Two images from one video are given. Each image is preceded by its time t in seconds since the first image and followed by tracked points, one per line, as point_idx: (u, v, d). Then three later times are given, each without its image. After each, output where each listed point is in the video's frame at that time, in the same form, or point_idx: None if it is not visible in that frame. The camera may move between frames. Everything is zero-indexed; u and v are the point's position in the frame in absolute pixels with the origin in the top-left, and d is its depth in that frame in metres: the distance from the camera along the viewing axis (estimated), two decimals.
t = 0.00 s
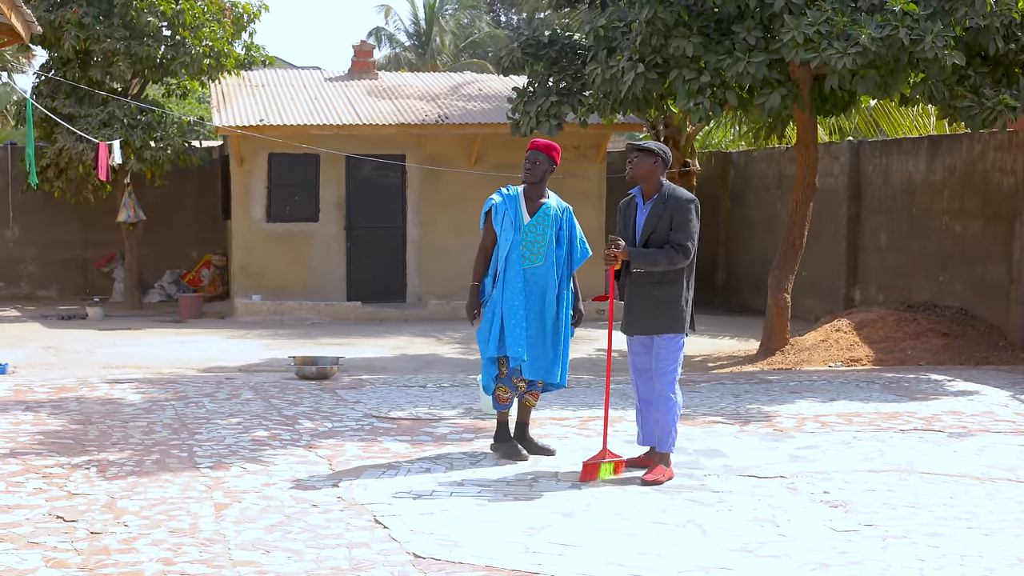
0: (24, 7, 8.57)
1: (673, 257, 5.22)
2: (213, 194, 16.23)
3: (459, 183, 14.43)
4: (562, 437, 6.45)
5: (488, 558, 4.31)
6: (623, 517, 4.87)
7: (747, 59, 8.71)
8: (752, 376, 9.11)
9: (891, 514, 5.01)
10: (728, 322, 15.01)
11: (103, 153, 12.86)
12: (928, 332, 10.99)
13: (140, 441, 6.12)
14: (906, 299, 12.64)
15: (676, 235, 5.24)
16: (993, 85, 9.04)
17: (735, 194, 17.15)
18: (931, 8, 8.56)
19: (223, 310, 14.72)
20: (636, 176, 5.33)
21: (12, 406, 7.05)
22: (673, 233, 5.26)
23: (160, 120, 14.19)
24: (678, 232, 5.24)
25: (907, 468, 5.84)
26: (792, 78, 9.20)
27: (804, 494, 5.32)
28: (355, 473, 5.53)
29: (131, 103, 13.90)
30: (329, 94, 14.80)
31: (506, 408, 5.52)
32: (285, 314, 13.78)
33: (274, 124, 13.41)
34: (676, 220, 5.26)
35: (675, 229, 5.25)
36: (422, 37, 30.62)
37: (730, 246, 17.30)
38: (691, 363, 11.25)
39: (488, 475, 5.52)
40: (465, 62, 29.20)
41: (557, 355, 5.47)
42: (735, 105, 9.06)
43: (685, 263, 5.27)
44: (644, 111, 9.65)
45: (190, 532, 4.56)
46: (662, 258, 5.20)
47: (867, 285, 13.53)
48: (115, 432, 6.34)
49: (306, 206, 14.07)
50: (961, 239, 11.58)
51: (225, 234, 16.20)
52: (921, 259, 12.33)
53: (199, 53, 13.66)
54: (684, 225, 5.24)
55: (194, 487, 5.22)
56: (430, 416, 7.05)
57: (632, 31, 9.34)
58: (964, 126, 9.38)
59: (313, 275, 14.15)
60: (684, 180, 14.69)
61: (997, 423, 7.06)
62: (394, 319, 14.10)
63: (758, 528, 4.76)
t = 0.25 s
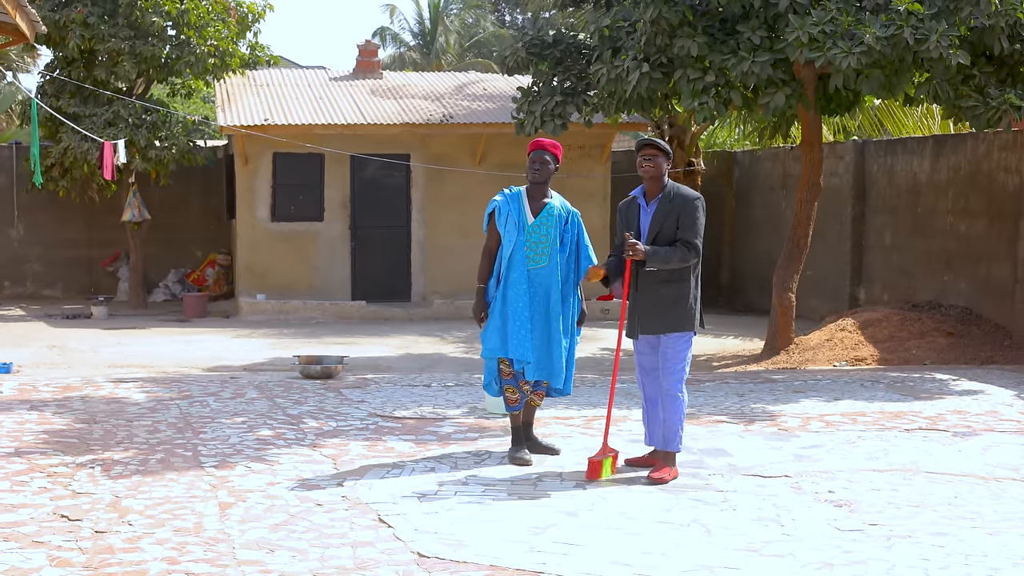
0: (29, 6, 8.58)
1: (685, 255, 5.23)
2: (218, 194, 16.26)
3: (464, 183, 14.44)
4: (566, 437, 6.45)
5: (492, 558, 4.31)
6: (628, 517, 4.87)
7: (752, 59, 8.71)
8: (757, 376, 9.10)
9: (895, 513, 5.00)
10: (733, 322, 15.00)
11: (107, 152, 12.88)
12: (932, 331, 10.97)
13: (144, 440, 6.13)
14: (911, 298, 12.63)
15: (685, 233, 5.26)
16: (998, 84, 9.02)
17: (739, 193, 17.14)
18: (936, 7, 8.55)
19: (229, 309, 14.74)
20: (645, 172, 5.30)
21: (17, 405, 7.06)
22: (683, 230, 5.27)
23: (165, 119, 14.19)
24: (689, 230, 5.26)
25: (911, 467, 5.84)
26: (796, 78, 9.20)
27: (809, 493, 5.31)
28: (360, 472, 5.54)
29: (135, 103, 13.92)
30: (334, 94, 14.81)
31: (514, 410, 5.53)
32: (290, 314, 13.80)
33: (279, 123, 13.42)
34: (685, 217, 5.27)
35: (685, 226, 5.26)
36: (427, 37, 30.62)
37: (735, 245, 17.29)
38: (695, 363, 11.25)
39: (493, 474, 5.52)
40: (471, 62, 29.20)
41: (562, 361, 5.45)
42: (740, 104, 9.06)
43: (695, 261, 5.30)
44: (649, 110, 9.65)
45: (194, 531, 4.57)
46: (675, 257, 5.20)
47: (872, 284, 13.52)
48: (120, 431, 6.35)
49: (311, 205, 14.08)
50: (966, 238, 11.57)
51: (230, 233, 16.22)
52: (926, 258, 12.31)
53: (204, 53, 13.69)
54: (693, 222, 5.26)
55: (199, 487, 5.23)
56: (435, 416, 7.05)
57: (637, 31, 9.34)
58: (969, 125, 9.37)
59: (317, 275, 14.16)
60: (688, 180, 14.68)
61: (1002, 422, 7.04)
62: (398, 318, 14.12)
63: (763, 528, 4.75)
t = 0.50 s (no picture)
0: (37, 8, 8.59)
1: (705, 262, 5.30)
2: (225, 195, 16.29)
3: (471, 184, 14.44)
4: (573, 438, 6.45)
5: (498, 559, 4.31)
6: (634, 518, 4.86)
7: (759, 60, 8.69)
8: (764, 377, 9.08)
9: (902, 515, 4.99)
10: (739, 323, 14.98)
11: (115, 153, 12.92)
12: (940, 333, 10.94)
13: (151, 442, 6.14)
14: (918, 300, 12.60)
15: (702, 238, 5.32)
16: (1005, 86, 9.00)
17: (746, 195, 17.12)
18: (942, 9, 8.53)
19: (236, 310, 14.76)
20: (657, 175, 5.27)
21: (24, 406, 7.08)
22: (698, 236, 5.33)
23: (172, 120, 14.26)
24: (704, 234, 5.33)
25: (918, 469, 5.82)
26: (803, 80, 9.19)
27: (815, 495, 5.31)
28: (366, 474, 5.54)
29: (143, 105, 13.94)
30: (341, 95, 14.82)
31: (522, 414, 5.49)
32: (296, 315, 13.82)
33: (286, 124, 13.43)
34: (700, 223, 5.32)
35: (700, 232, 5.33)
36: (434, 38, 30.64)
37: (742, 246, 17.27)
38: (702, 364, 11.23)
39: (499, 476, 5.52)
40: (477, 63, 29.23)
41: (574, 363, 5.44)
42: (746, 106, 9.04)
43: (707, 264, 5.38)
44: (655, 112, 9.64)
45: (201, 533, 4.57)
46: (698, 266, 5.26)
47: (879, 286, 13.49)
48: (127, 432, 6.35)
49: (318, 207, 14.09)
50: (973, 240, 11.55)
51: (236, 235, 16.24)
52: (933, 260, 12.28)
53: (211, 55, 13.69)
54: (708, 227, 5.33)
55: (205, 488, 5.23)
56: (442, 417, 7.05)
57: (643, 33, 9.33)
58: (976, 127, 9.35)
59: (324, 276, 14.18)
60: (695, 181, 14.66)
61: (1009, 424, 7.03)
62: (405, 320, 14.13)
63: (769, 529, 4.75)
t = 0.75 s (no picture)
0: (40, 9, 8.61)
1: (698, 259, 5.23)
2: (228, 196, 16.30)
3: (474, 185, 14.45)
4: (575, 439, 6.45)
5: (501, 560, 4.31)
6: (637, 519, 4.86)
7: (761, 61, 8.69)
8: (766, 378, 9.08)
9: (905, 516, 4.99)
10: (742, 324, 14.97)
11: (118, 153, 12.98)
12: (942, 334, 10.93)
13: (154, 443, 6.15)
14: (921, 301, 12.58)
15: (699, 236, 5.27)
16: (1008, 87, 8.99)
17: (749, 195, 17.11)
18: (945, 9, 8.53)
19: (239, 311, 14.77)
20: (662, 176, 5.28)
21: (27, 407, 7.09)
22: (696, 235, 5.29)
23: (175, 121, 14.26)
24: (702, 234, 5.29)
25: (920, 470, 5.82)
26: (806, 80, 9.18)
27: (818, 496, 5.30)
28: (369, 475, 5.54)
29: (146, 105, 13.96)
30: (344, 96, 14.84)
31: (525, 415, 5.50)
32: (299, 316, 13.83)
33: (289, 125, 13.44)
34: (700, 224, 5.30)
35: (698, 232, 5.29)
36: (437, 39, 30.65)
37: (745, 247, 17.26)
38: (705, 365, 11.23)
39: (501, 477, 5.52)
40: (480, 64, 29.24)
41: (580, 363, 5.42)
42: (749, 106, 9.04)
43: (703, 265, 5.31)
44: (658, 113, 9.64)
45: (203, 534, 4.58)
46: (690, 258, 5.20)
47: (882, 287, 13.48)
48: (129, 433, 6.36)
49: (321, 208, 14.09)
50: (976, 240, 11.54)
51: (239, 236, 16.25)
52: (936, 261, 12.27)
53: (214, 56, 13.71)
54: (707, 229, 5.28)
55: (208, 489, 5.24)
56: (444, 418, 7.06)
57: (646, 33, 9.33)
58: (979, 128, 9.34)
59: (327, 277, 14.18)
60: (698, 182, 14.66)
61: (1011, 425, 7.02)
62: (408, 321, 14.14)
63: (772, 531, 4.74)
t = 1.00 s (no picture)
0: (42, 9, 8.61)
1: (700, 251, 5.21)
2: (230, 197, 16.31)
3: (476, 185, 14.46)
4: (577, 440, 6.44)
5: (502, 561, 4.31)
6: (638, 520, 4.86)
7: (763, 62, 8.69)
8: (768, 379, 9.07)
9: (906, 516, 4.98)
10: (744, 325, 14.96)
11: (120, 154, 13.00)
12: (944, 334, 10.92)
13: (156, 443, 6.15)
14: (923, 302, 12.57)
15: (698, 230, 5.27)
16: (1010, 88, 8.98)
17: (751, 196, 17.11)
18: (947, 10, 8.52)
19: (241, 312, 14.77)
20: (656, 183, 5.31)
21: (29, 408, 7.09)
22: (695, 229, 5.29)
23: (177, 122, 14.22)
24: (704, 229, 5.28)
25: (922, 470, 5.82)
26: (808, 81, 9.18)
27: (820, 496, 5.30)
28: (370, 475, 5.54)
29: (148, 106, 13.97)
30: (346, 97, 14.84)
31: (523, 416, 5.43)
32: (301, 317, 13.84)
33: (291, 126, 13.45)
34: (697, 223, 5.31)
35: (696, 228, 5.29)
36: (439, 40, 30.65)
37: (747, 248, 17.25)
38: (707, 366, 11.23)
39: (503, 477, 5.52)
40: (482, 65, 29.25)
41: (581, 365, 5.39)
42: (751, 107, 9.03)
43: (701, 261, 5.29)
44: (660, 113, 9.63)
45: (205, 534, 4.58)
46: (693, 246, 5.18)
47: (884, 288, 13.47)
48: (131, 434, 6.37)
49: (323, 209, 14.10)
50: (977, 241, 11.53)
51: (241, 236, 16.26)
52: (938, 262, 12.27)
53: (216, 56, 13.71)
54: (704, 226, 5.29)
55: (210, 489, 5.24)
56: (446, 419, 7.06)
57: (648, 34, 9.32)
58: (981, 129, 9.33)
59: (329, 278, 14.19)
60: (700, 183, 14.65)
61: (1013, 426, 7.01)
62: (410, 321, 14.14)
63: (773, 531, 4.74)
